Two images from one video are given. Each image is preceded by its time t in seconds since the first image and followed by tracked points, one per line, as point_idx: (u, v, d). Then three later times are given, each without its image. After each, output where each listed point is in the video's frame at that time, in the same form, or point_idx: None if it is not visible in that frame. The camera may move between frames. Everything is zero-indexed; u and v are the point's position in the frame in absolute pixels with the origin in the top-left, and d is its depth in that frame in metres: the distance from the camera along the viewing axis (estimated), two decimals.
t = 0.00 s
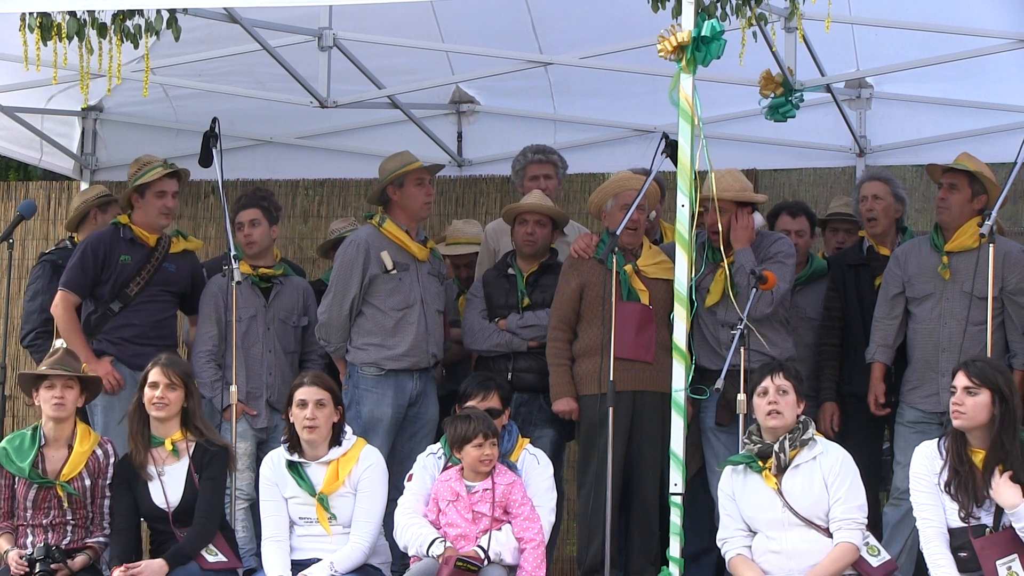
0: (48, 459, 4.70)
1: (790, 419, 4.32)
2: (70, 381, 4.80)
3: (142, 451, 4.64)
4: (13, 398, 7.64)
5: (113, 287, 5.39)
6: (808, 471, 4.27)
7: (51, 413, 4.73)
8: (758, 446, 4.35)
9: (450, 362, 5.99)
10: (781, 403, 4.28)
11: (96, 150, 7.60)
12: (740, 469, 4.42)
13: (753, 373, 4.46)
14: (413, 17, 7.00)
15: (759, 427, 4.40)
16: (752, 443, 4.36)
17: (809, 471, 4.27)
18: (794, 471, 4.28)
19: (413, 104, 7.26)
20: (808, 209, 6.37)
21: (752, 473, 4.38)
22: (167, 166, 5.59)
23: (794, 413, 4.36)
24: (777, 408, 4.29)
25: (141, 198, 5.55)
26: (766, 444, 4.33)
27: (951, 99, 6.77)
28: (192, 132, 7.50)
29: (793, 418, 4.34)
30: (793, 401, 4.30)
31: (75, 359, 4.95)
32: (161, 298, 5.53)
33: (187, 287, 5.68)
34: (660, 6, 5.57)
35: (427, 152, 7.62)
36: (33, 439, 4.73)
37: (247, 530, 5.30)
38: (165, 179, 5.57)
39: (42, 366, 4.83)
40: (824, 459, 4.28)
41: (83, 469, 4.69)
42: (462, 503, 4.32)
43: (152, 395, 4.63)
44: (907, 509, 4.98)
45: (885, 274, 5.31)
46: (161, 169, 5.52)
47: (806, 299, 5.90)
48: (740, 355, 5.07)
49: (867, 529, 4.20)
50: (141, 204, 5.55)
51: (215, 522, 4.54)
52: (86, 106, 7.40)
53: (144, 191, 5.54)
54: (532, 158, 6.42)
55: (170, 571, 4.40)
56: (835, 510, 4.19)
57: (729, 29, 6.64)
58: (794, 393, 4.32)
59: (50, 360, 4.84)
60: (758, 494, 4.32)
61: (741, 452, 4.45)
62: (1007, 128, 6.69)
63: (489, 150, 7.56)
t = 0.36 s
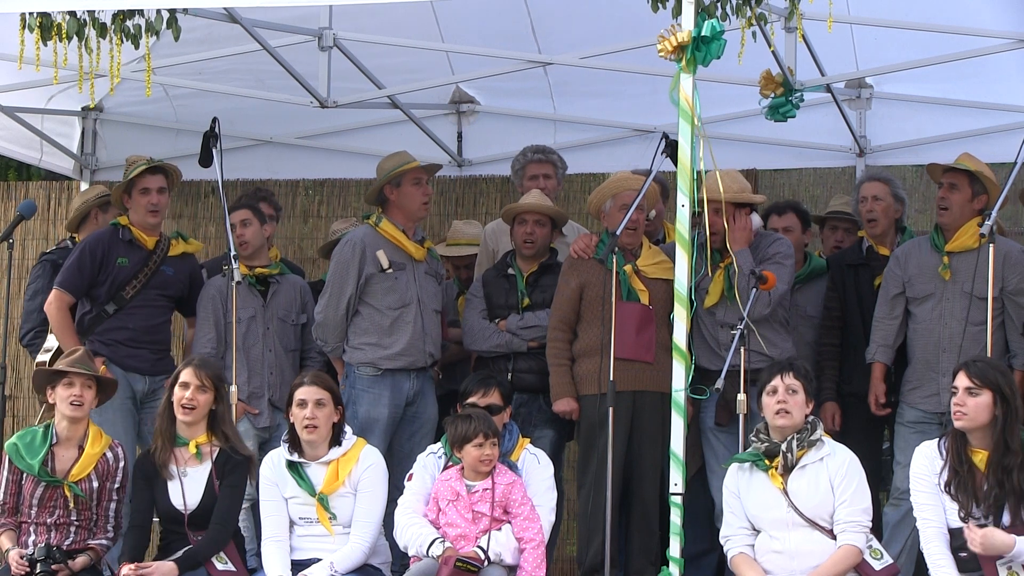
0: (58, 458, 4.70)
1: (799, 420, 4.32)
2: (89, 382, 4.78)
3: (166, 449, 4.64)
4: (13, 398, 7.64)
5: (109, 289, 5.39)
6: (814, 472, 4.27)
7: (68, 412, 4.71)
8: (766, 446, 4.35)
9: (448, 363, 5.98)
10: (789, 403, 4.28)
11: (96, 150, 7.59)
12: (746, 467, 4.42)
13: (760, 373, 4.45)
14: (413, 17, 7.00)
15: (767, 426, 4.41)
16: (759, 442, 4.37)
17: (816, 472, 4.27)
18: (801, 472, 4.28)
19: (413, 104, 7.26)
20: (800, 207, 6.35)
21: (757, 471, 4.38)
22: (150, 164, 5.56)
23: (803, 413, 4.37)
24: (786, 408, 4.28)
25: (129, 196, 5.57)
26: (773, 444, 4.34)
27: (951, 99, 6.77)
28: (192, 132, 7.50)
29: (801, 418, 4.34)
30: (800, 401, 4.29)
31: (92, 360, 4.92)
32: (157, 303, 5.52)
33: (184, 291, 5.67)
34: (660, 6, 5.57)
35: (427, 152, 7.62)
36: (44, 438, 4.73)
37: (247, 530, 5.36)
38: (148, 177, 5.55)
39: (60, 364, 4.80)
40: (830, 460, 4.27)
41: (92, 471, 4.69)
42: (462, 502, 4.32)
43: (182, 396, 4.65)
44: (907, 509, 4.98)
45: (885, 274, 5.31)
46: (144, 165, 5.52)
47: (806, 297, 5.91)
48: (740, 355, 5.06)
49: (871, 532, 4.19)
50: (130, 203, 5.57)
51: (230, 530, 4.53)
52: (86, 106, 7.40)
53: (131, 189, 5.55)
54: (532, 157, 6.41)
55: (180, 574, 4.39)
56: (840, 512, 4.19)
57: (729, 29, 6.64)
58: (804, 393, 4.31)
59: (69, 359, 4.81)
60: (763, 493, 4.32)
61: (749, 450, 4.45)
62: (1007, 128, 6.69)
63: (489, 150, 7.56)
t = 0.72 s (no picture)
0: (60, 458, 4.70)
1: (811, 420, 4.31)
2: (96, 385, 4.77)
3: (181, 446, 4.64)
4: (13, 398, 7.64)
5: (104, 287, 5.40)
6: (822, 473, 4.26)
7: (73, 412, 4.71)
8: (775, 444, 4.34)
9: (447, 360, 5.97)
10: (802, 403, 4.27)
11: (96, 150, 7.58)
12: (754, 464, 4.42)
13: (773, 372, 4.44)
14: (413, 17, 7.00)
15: (778, 423, 4.39)
16: (769, 440, 4.36)
17: (823, 473, 4.26)
18: (809, 472, 4.28)
19: (413, 104, 7.26)
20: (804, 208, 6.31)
21: (765, 469, 4.38)
22: (147, 160, 5.62)
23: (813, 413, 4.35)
24: (797, 408, 4.27)
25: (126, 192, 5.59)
26: (783, 443, 4.32)
27: (950, 99, 6.77)
28: (193, 132, 7.51)
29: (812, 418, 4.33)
30: (813, 401, 4.28)
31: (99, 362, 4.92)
32: (153, 302, 5.50)
33: (182, 288, 5.66)
34: (660, 6, 5.57)
35: (426, 152, 7.62)
36: (48, 437, 4.74)
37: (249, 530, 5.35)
38: (146, 173, 5.59)
39: (65, 364, 4.78)
40: (839, 462, 4.27)
41: (93, 472, 4.69)
42: (462, 502, 4.31)
43: (202, 394, 4.63)
44: (908, 508, 4.98)
45: (886, 274, 5.31)
46: (140, 162, 5.56)
47: (805, 291, 5.90)
48: (740, 355, 5.06)
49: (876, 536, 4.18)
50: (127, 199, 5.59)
51: (234, 532, 4.52)
52: (86, 106, 7.40)
53: (129, 185, 5.58)
54: (534, 156, 6.41)
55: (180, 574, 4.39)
56: (846, 514, 4.19)
57: (729, 29, 6.65)
58: (816, 393, 4.30)
59: (75, 361, 4.80)
60: (769, 492, 4.32)
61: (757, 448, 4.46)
62: (1007, 128, 6.69)
63: (489, 150, 7.56)
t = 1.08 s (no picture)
0: (52, 459, 4.69)
1: (820, 421, 4.30)
2: (85, 385, 4.76)
3: (177, 450, 4.64)
4: (13, 398, 7.64)
5: (101, 287, 5.39)
6: (828, 475, 4.26)
7: (63, 413, 4.70)
8: (783, 443, 4.33)
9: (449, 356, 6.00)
10: (811, 403, 4.26)
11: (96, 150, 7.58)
12: (760, 462, 4.42)
13: (784, 371, 4.44)
14: (413, 17, 7.00)
15: (786, 423, 4.39)
16: (776, 439, 4.36)
17: (830, 475, 4.26)
18: (815, 474, 4.28)
19: (413, 104, 7.26)
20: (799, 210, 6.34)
21: (772, 467, 4.38)
22: (139, 155, 5.58)
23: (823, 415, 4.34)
24: (806, 408, 4.26)
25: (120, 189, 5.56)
26: (791, 442, 4.32)
27: (950, 99, 6.77)
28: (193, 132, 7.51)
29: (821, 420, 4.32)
30: (824, 402, 4.27)
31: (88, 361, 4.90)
32: (153, 297, 5.50)
33: (183, 281, 5.64)
34: (660, 6, 5.57)
35: (426, 152, 7.62)
36: (38, 438, 4.72)
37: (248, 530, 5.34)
38: (140, 168, 5.56)
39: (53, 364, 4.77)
40: (847, 465, 4.26)
41: (87, 471, 4.69)
42: (462, 502, 4.31)
43: (193, 399, 4.61)
44: (909, 508, 4.98)
45: (886, 274, 5.32)
46: (132, 158, 5.53)
47: (802, 294, 5.86)
48: (740, 355, 5.06)
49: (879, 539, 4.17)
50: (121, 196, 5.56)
51: (232, 530, 4.52)
52: (86, 106, 7.39)
53: (121, 182, 5.55)
54: (537, 155, 6.41)
55: (179, 573, 4.39)
56: (850, 517, 4.18)
57: (729, 29, 6.65)
58: (825, 394, 4.29)
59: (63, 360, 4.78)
60: (774, 491, 4.32)
61: (765, 447, 4.45)
62: (1007, 129, 6.69)
63: (489, 150, 7.56)
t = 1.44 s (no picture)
0: (43, 459, 4.70)
1: (822, 421, 4.30)
2: (72, 386, 4.76)
3: (159, 454, 4.63)
4: (13, 398, 7.63)
5: (102, 286, 5.39)
6: (830, 475, 4.26)
7: (49, 416, 4.71)
8: (785, 443, 4.33)
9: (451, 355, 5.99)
10: (814, 404, 4.26)
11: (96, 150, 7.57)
12: (762, 462, 4.41)
13: (786, 371, 4.44)
14: (413, 17, 6.99)
15: (787, 423, 4.39)
16: (778, 439, 4.36)
17: (832, 475, 4.26)
18: (816, 474, 4.27)
19: (413, 104, 7.26)
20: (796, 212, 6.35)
21: (774, 467, 4.37)
22: (132, 152, 5.58)
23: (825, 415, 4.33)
24: (808, 408, 4.27)
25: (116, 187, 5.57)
26: (792, 442, 4.32)
27: (950, 99, 6.77)
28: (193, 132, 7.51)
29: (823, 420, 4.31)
30: (825, 403, 4.27)
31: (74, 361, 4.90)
32: (154, 294, 5.49)
33: (184, 277, 5.63)
34: (661, 6, 5.57)
35: (426, 152, 7.62)
36: (27, 441, 4.73)
37: (247, 530, 5.36)
38: (135, 164, 5.56)
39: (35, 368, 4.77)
40: (848, 465, 4.26)
41: (79, 468, 4.70)
42: (462, 502, 4.32)
43: (171, 411, 4.62)
44: (909, 508, 4.98)
45: (886, 274, 5.32)
46: (126, 154, 5.53)
47: (801, 292, 5.85)
48: (740, 355, 5.06)
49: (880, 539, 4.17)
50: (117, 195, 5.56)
51: (223, 523, 4.54)
52: (86, 106, 7.39)
53: (117, 180, 5.55)
54: (539, 155, 6.42)
55: (175, 570, 4.39)
56: (852, 517, 4.19)
57: (729, 29, 6.64)
58: (827, 395, 4.29)
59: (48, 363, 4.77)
60: (776, 491, 4.32)
61: (767, 447, 4.45)
62: (1007, 128, 6.69)
63: (489, 150, 7.56)
